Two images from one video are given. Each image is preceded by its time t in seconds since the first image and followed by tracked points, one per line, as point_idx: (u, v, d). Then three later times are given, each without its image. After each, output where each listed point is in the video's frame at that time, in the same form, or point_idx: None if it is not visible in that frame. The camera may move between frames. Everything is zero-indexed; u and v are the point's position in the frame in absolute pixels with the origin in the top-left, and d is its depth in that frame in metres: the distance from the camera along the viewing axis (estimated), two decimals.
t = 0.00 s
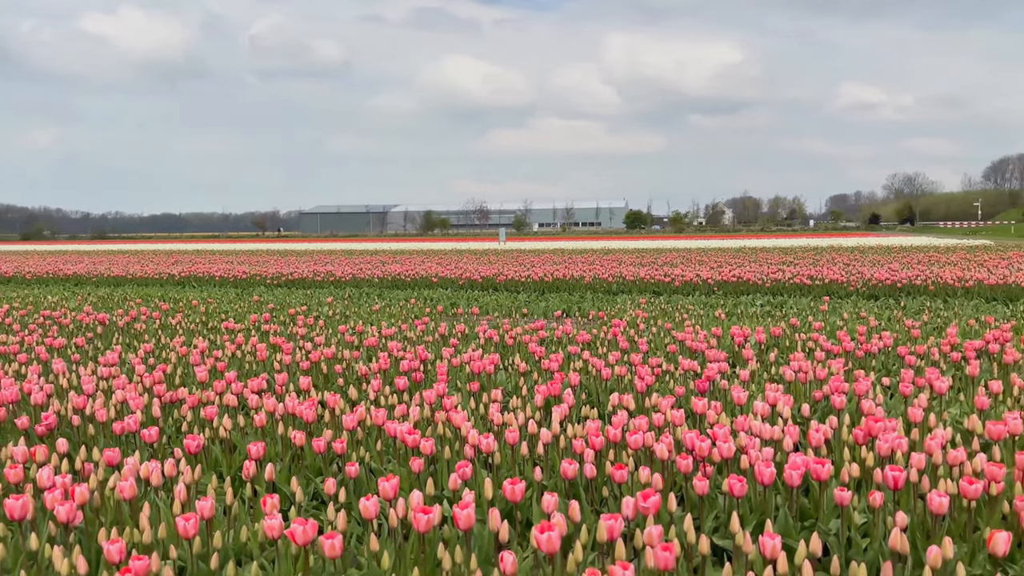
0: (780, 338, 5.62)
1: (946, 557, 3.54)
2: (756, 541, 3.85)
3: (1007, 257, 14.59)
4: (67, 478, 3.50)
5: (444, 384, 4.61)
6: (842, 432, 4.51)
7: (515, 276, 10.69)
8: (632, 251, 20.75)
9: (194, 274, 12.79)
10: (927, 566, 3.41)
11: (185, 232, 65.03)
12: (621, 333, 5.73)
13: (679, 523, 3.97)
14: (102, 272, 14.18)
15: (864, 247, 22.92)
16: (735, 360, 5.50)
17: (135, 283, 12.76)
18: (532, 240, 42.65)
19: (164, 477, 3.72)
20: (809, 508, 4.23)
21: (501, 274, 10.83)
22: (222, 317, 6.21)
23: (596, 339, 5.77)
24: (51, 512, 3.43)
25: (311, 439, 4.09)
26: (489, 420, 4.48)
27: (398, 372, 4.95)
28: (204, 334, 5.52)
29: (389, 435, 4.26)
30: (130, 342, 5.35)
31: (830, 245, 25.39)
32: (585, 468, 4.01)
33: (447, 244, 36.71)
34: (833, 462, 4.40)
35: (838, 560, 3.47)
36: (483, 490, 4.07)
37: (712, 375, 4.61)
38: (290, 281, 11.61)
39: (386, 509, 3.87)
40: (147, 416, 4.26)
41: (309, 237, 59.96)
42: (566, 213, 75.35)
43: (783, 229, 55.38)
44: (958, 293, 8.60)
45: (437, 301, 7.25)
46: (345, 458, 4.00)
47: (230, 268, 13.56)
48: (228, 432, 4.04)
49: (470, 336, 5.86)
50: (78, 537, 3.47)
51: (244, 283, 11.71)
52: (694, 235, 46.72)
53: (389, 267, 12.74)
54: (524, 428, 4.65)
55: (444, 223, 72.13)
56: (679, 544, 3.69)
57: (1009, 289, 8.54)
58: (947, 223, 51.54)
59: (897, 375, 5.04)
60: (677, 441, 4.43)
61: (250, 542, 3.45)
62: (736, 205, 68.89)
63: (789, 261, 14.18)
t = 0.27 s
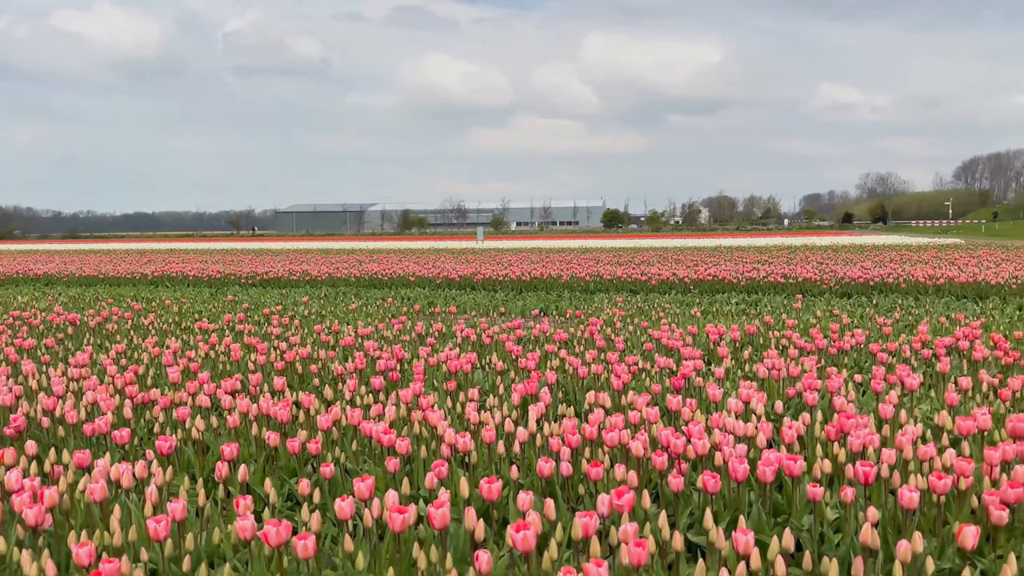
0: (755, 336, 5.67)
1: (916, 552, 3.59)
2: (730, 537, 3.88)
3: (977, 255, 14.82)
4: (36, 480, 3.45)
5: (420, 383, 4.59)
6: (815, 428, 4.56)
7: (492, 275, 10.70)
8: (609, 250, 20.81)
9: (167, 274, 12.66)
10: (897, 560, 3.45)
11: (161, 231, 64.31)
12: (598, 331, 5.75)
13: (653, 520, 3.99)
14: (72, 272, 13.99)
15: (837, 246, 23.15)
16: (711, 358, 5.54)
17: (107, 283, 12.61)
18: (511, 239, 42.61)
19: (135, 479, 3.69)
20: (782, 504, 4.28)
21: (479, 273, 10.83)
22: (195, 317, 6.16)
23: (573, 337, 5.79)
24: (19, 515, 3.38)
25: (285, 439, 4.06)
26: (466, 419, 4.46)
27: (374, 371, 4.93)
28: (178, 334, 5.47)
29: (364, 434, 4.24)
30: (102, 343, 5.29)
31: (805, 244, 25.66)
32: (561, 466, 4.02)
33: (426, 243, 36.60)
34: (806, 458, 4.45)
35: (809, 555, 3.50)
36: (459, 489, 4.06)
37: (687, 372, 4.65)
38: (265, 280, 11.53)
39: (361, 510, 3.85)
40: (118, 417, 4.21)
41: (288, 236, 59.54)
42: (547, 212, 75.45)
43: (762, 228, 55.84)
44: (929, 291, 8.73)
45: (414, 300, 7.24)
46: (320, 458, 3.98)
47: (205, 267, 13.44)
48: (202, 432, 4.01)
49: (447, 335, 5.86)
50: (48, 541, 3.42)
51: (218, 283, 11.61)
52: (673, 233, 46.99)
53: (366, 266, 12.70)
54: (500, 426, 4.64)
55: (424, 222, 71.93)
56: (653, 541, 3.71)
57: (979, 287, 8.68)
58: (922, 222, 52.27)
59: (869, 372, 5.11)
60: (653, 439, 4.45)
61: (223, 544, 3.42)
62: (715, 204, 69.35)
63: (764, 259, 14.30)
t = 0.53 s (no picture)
0: (730, 334, 5.72)
1: (887, 547, 3.63)
2: (704, 534, 3.91)
3: (947, 254, 15.03)
4: (4, 484, 3.40)
5: (396, 383, 4.58)
6: (788, 425, 4.61)
7: (470, 274, 10.70)
8: (586, 250, 20.88)
9: (140, 274, 12.52)
10: (868, 555, 3.49)
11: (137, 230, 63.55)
12: (574, 330, 5.77)
13: (629, 517, 4.01)
14: (42, 271, 13.79)
15: (811, 245, 23.41)
16: (686, 356, 5.58)
17: (78, 283, 12.45)
18: (491, 238, 42.60)
19: (106, 481, 3.64)
20: (756, 501, 4.32)
21: (456, 272, 10.83)
22: (169, 317, 6.10)
23: (550, 336, 5.80)
24: None
25: (259, 440, 4.03)
26: (442, 418, 4.45)
27: (350, 371, 4.91)
28: (150, 335, 5.42)
29: (339, 434, 4.22)
30: (73, 343, 5.23)
31: (780, 243, 25.90)
32: (537, 464, 4.02)
33: (405, 242, 36.47)
34: (779, 454, 4.49)
35: (782, 551, 3.54)
36: (435, 488, 4.05)
37: (662, 370, 4.68)
38: (240, 280, 11.44)
39: (336, 510, 3.83)
40: (89, 418, 4.16)
41: (266, 235, 59.10)
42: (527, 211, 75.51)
43: (740, 227, 56.26)
44: (901, 289, 8.85)
45: (391, 299, 7.22)
46: (295, 458, 3.95)
47: (179, 267, 13.31)
48: (174, 434, 3.97)
49: (424, 334, 5.85)
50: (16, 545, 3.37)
51: (193, 283, 11.51)
52: (652, 232, 47.22)
53: (342, 265, 12.65)
54: (477, 425, 4.64)
55: (404, 221, 71.68)
56: (629, 538, 3.73)
57: (950, 285, 8.82)
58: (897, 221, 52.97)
59: (842, 369, 5.17)
60: (628, 436, 4.47)
61: (196, 546, 3.38)
62: (694, 203, 69.76)
63: (740, 258, 14.42)
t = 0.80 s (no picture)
0: (705, 332, 5.77)
1: (859, 542, 3.67)
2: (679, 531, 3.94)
3: (919, 253, 15.21)
4: None
5: (372, 383, 4.56)
6: (762, 422, 4.66)
7: (447, 273, 10.70)
8: (563, 249, 20.93)
9: (113, 274, 12.37)
10: (840, 550, 3.53)
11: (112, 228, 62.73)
12: (552, 329, 5.79)
13: (605, 515, 4.03)
14: (10, 271, 13.57)
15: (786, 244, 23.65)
16: (662, 354, 5.62)
17: (49, 283, 12.27)
18: (470, 237, 42.57)
19: (77, 483, 3.60)
20: (730, 497, 4.36)
21: (434, 271, 10.82)
22: (141, 317, 6.04)
23: (528, 335, 5.82)
24: None
25: (233, 441, 4.00)
26: (419, 418, 4.44)
27: (326, 370, 4.89)
28: (123, 335, 5.36)
29: (314, 435, 4.19)
30: (43, 344, 5.16)
31: (756, 242, 26.14)
32: (514, 463, 4.02)
33: (384, 241, 36.33)
34: (754, 451, 4.54)
35: (755, 547, 3.57)
36: (411, 488, 4.04)
37: (638, 368, 4.70)
38: (214, 280, 11.34)
39: (311, 511, 3.81)
40: (60, 420, 4.10)
41: (244, 234, 58.61)
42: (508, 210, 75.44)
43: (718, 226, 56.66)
44: (874, 287, 8.97)
45: (368, 299, 7.20)
46: (269, 459, 3.92)
47: (153, 266, 13.17)
48: (146, 435, 3.93)
49: (400, 334, 5.84)
50: None
51: (166, 283, 11.38)
52: (631, 231, 47.43)
53: (318, 264, 12.59)
54: (453, 425, 4.63)
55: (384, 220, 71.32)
56: (604, 535, 3.74)
57: (922, 283, 8.94)
58: (873, 220, 53.62)
59: (815, 366, 5.24)
60: (604, 435, 4.49)
61: (168, 548, 3.34)
62: (673, 201, 70.11)
63: (714, 257, 14.41)
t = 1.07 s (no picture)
0: (681, 330, 5.82)
1: (831, 537, 3.71)
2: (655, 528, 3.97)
3: (891, 251, 15.39)
4: None
5: (348, 383, 4.54)
6: (737, 419, 4.70)
7: (424, 272, 10.68)
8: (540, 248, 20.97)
9: (84, 273, 12.21)
10: (813, 546, 3.56)
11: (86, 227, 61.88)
12: (529, 328, 5.80)
13: (581, 513, 4.05)
14: None
15: (763, 242, 23.86)
16: (639, 352, 5.66)
17: (18, 283, 12.08)
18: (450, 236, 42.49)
19: (46, 486, 3.55)
20: (705, 494, 4.39)
21: (411, 271, 10.80)
22: (113, 317, 5.97)
23: (505, 334, 5.83)
24: None
25: (207, 442, 3.96)
26: (395, 417, 4.43)
27: (301, 370, 4.87)
28: (95, 336, 5.30)
29: (289, 435, 4.17)
30: (13, 345, 5.09)
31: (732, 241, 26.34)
32: (490, 462, 4.03)
33: (362, 240, 36.17)
34: (728, 448, 4.58)
35: (730, 543, 3.60)
36: (387, 488, 4.03)
37: (615, 366, 4.73)
38: (188, 279, 11.23)
39: (286, 512, 3.79)
40: (29, 422, 4.05)
41: (221, 233, 58.07)
42: (488, 209, 75.40)
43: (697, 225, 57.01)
44: (847, 285, 9.08)
45: (344, 298, 7.17)
46: (243, 460, 3.90)
47: (125, 266, 13.02)
48: (118, 437, 3.89)
49: (377, 333, 5.82)
50: None
51: (139, 283, 11.26)
52: (610, 230, 47.59)
53: (294, 264, 12.51)
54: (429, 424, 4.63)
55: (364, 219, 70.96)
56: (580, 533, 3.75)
57: (894, 281, 9.06)
58: (849, 219, 54.24)
59: (789, 363, 5.30)
60: (581, 433, 4.51)
61: (140, 551, 3.31)
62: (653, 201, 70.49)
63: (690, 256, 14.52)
